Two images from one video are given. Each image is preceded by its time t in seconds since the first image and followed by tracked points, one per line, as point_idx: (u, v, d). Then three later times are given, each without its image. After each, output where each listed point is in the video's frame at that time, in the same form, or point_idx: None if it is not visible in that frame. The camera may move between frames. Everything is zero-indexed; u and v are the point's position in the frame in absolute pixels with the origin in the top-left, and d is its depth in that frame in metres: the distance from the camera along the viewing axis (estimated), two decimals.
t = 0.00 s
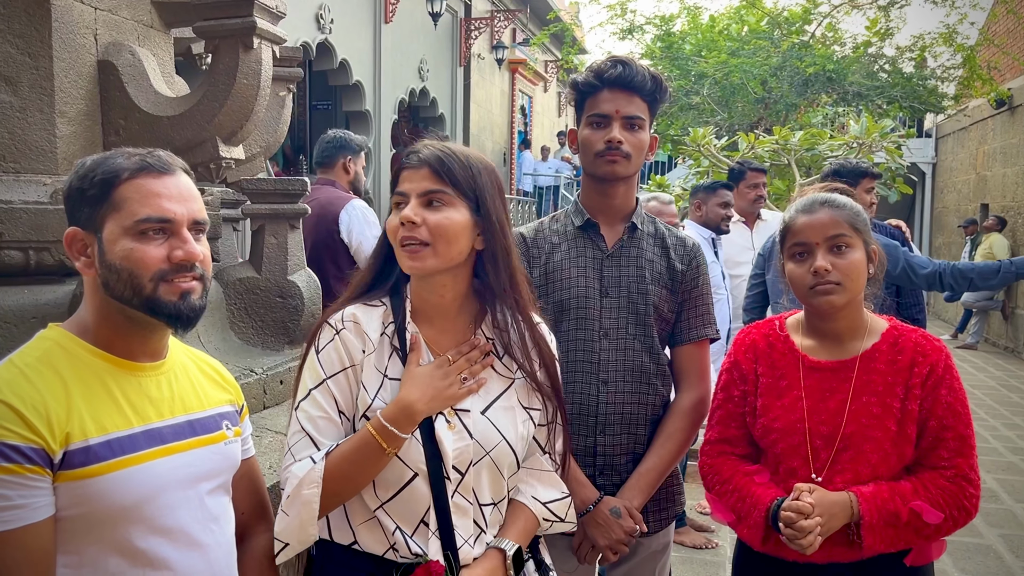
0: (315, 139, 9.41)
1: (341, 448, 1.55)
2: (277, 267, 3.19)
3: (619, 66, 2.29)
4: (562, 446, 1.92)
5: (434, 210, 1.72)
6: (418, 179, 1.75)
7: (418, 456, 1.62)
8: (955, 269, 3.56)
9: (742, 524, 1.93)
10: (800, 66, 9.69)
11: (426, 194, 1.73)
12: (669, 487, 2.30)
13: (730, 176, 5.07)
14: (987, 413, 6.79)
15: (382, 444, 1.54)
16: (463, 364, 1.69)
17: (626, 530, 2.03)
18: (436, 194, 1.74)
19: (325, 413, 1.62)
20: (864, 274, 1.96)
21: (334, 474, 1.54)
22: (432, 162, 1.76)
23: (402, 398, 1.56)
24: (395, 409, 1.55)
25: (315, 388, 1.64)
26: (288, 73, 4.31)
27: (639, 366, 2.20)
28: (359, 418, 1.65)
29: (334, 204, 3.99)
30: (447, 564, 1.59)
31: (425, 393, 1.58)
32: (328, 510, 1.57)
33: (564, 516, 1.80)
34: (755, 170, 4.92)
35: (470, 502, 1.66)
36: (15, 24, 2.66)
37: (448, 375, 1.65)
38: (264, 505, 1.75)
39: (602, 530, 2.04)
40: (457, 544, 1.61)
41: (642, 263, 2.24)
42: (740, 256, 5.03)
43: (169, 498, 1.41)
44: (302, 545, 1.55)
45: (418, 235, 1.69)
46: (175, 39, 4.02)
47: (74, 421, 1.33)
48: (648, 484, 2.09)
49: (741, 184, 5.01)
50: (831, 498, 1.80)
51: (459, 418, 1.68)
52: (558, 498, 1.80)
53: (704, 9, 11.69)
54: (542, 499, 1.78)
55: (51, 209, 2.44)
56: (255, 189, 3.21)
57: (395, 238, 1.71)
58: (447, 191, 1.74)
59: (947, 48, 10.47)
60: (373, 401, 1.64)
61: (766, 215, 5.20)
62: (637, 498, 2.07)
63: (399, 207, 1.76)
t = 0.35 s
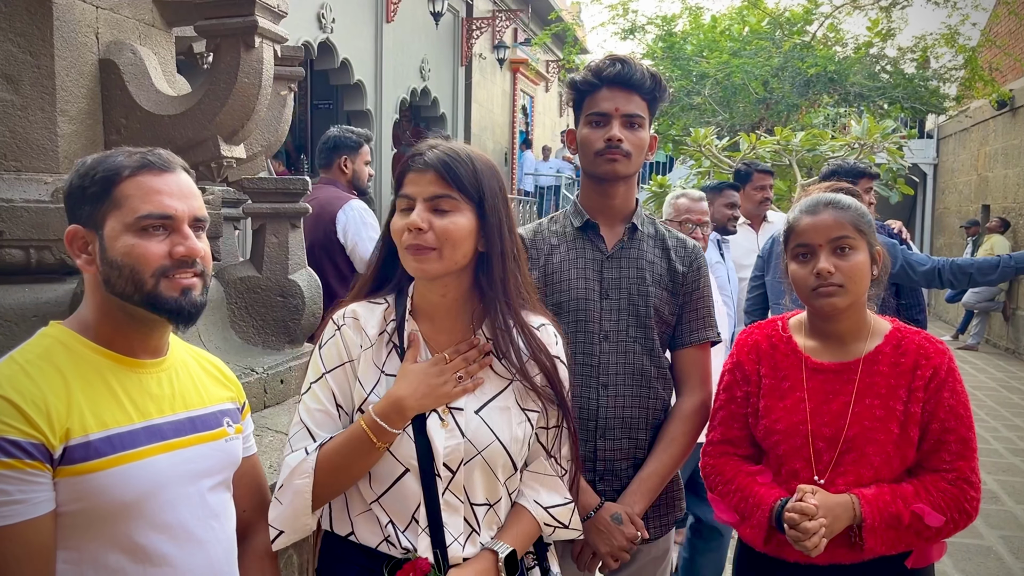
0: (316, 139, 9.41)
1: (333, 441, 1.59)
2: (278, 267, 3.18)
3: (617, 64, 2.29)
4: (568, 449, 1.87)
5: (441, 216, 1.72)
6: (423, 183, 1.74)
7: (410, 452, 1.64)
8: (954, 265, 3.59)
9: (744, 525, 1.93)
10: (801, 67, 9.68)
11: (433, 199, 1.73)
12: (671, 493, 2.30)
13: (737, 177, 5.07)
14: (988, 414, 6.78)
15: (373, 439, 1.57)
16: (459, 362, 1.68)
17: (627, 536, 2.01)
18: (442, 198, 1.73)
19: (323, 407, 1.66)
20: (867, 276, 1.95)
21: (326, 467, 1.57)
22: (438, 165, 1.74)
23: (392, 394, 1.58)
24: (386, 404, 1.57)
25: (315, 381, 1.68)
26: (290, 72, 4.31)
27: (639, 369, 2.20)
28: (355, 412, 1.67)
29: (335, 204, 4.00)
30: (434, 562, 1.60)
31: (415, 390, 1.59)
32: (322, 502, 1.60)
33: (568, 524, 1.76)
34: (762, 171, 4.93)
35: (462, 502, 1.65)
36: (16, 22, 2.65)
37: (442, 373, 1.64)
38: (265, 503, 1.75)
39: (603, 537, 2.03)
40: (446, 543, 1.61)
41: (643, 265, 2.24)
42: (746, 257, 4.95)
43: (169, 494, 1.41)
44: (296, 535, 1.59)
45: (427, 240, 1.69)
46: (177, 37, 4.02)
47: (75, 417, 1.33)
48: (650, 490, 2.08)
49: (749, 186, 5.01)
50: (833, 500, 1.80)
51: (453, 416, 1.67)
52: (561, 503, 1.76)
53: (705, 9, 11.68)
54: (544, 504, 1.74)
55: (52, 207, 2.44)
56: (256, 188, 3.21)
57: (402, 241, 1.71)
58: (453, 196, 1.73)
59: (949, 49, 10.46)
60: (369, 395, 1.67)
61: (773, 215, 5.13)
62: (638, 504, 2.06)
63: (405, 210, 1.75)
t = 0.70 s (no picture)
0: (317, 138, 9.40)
1: (369, 453, 1.55)
2: (279, 266, 3.18)
3: (618, 62, 2.29)
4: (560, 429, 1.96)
5: (463, 217, 1.74)
6: (444, 184, 1.74)
7: (441, 455, 1.63)
8: (954, 265, 3.59)
9: (744, 526, 1.93)
10: (802, 67, 9.68)
11: (456, 200, 1.74)
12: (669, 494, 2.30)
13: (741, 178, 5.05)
14: (987, 416, 6.78)
15: (409, 445, 1.56)
16: (475, 359, 1.71)
17: (621, 543, 2.02)
18: (464, 199, 1.75)
19: (345, 421, 1.62)
20: (865, 278, 1.95)
21: (366, 481, 1.54)
22: (459, 167, 1.75)
23: (423, 398, 1.58)
24: (418, 409, 1.57)
25: (331, 397, 1.63)
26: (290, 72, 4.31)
27: (638, 373, 2.20)
28: (380, 422, 1.65)
29: (336, 204, 3.99)
30: (475, 558, 1.64)
31: (446, 392, 1.60)
32: (358, 516, 1.57)
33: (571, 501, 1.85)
34: (768, 173, 4.89)
35: (493, 495, 1.69)
36: (18, 21, 2.65)
37: (463, 372, 1.66)
38: (264, 499, 1.75)
39: (598, 543, 2.04)
40: (484, 539, 1.65)
41: (642, 268, 2.24)
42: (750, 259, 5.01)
43: (168, 491, 1.41)
44: (336, 556, 1.54)
45: (451, 243, 1.70)
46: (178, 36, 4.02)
47: (74, 414, 1.33)
48: (646, 494, 2.09)
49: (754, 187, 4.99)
50: (834, 501, 1.80)
51: (476, 413, 1.71)
52: (564, 484, 1.84)
53: (706, 10, 11.68)
54: (550, 486, 1.83)
55: (53, 206, 2.44)
56: (257, 188, 3.21)
57: (422, 242, 1.70)
58: (475, 198, 1.77)
59: (950, 50, 10.45)
60: (393, 403, 1.65)
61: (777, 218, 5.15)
62: (633, 509, 2.06)
63: (419, 210, 1.75)
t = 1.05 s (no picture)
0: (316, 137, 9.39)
1: (375, 463, 1.55)
2: (278, 265, 3.18)
3: (615, 63, 2.28)
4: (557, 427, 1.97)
5: (481, 233, 1.74)
6: (465, 200, 1.74)
7: (445, 463, 1.63)
8: (954, 267, 3.60)
9: (740, 526, 1.93)
10: (803, 68, 9.69)
11: (475, 216, 1.74)
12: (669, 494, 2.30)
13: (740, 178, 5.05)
14: (987, 417, 6.78)
15: (413, 455, 1.56)
16: (479, 367, 1.73)
17: (620, 544, 2.02)
18: (484, 215, 1.75)
19: (350, 429, 1.62)
20: (861, 279, 1.95)
21: (370, 491, 1.54)
22: (482, 182, 1.75)
23: (431, 409, 1.58)
24: (424, 419, 1.57)
25: (337, 404, 1.62)
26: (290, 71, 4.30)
27: (636, 375, 2.20)
28: (384, 431, 1.65)
29: (340, 204, 3.99)
30: (475, 565, 1.63)
31: (452, 402, 1.61)
32: (361, 524, 1.57)
33: (564, 499, 1.87)
34: (767, 174, 4.89)
35: (494, 502, 1.70)
36: (18, 19, 2.65)
37: (469, 380, 1.68)
38: (260, 499, 1.75)
39: (596, 544, 2.04)
40: (485, 546, 1.65)
41: (640, 268, 2.24)
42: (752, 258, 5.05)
43: (164, 490, 1.41)
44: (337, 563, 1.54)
45: (465, 259, 1.70)
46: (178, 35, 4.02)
47: (69, 414, 1.33)
48: (644, 495, 2.09)
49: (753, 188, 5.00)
50: (829, 501, 1.80)
51: (480, 421, 1.72)
52: (558, 483, 1.87)
53: (707, 10, 11.67)
54: (544, 485, 1.85)
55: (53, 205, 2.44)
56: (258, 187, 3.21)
57: (436, 253, 1.71)
58: (494, 215, 1.77)
59: (950, 51, 10.46)
60: (398, 412, 1.65)
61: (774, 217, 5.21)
62: (631, 510, 2.06)
63: (435, 220, 1.74)
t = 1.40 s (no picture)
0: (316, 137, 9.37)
1: (366, 470, 1.55)
2: (277, 265, 3.18)
3: (607, 61, 2.28)
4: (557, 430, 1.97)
5: (485, 242, 1.74)
6: (470, 209, 1.74)
7: (438, 472, 1.64)
8: (955, 272, 3.54)
9: (740, 527, 1.93)
10: (802, 69, 9.70)
11: (480, 226, 1.74)
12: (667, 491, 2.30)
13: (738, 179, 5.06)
14: (985, 418, 6.78)
15: (407, 465, 1.56)
16: (478, 376, 1.72)
17: (617, 539, 2.03)
18: (488, 225, 1.75)
19: (345, 435, 1.62)
20: (860, 281, 1.95)
21: (361, 498, 1.54)
22: (486, 192, 1.75)
23: (426, 418, 1.58)
24: (419, 429, 1.58)
25: (332, 409, 1.63)
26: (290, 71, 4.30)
27: (634, 371, 2.20)
28: (379, 437, 1.65)
29: (340, 204, 3.99)
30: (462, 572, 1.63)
31: (447, 411, 1.61)
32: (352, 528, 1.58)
33: (561, 502, 1.86)
34: (764, 175, 4.94)
35: (486, 510, 1.69)
36: (18, 18, 2.65)
37: (466, 390, 1.67)
38: (255, 500, 1.75)
39: (594, 540, 2.05)
40: (473, 552, 1.64)
41: (638, 266, 2.24)
42: (751, 260, 5.03)
43: (159, 491, 1.41)
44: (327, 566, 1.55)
45: (468, 271, 1.70)
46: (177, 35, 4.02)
47: (63, 414, 1.33)
48: (642, 491, 2.09)
49: (750, 188, 5.02)
50: (828, 502, 1.80)
51: (476, 430, 1.71)
52: (556, 487, 1.85)
53: (707, 11, 11.68)
54: (541, 489, 1.83)
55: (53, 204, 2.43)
56: (258, 186, 3.22)
57: (439, 263, 1.71)
58: (500, 224, 1.77)
59: (950, 53, 10.47)
60: (393, 420, 1.65)
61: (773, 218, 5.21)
62: (628, 506, 2.07)
63: (439, 229, 1.74)
